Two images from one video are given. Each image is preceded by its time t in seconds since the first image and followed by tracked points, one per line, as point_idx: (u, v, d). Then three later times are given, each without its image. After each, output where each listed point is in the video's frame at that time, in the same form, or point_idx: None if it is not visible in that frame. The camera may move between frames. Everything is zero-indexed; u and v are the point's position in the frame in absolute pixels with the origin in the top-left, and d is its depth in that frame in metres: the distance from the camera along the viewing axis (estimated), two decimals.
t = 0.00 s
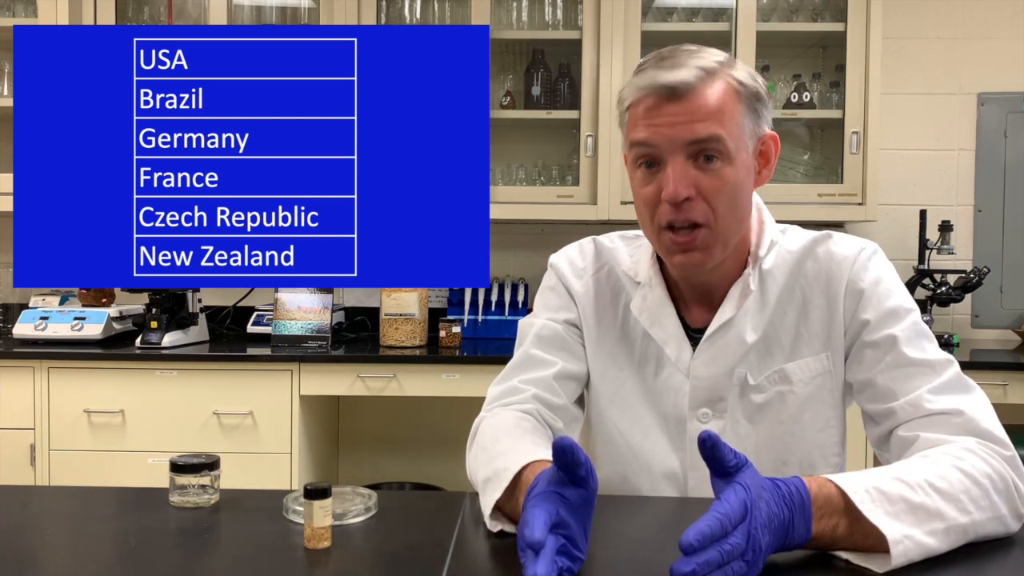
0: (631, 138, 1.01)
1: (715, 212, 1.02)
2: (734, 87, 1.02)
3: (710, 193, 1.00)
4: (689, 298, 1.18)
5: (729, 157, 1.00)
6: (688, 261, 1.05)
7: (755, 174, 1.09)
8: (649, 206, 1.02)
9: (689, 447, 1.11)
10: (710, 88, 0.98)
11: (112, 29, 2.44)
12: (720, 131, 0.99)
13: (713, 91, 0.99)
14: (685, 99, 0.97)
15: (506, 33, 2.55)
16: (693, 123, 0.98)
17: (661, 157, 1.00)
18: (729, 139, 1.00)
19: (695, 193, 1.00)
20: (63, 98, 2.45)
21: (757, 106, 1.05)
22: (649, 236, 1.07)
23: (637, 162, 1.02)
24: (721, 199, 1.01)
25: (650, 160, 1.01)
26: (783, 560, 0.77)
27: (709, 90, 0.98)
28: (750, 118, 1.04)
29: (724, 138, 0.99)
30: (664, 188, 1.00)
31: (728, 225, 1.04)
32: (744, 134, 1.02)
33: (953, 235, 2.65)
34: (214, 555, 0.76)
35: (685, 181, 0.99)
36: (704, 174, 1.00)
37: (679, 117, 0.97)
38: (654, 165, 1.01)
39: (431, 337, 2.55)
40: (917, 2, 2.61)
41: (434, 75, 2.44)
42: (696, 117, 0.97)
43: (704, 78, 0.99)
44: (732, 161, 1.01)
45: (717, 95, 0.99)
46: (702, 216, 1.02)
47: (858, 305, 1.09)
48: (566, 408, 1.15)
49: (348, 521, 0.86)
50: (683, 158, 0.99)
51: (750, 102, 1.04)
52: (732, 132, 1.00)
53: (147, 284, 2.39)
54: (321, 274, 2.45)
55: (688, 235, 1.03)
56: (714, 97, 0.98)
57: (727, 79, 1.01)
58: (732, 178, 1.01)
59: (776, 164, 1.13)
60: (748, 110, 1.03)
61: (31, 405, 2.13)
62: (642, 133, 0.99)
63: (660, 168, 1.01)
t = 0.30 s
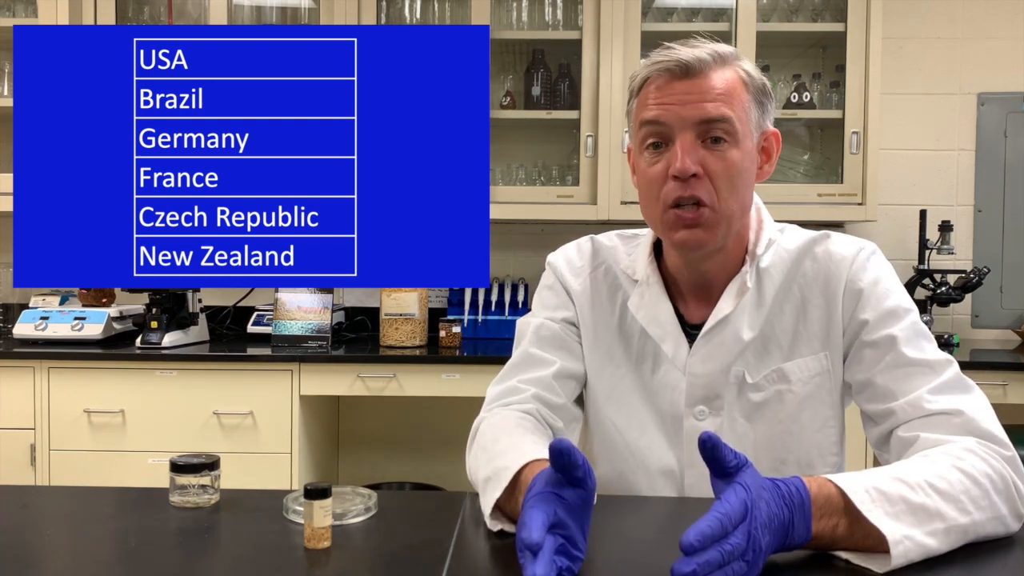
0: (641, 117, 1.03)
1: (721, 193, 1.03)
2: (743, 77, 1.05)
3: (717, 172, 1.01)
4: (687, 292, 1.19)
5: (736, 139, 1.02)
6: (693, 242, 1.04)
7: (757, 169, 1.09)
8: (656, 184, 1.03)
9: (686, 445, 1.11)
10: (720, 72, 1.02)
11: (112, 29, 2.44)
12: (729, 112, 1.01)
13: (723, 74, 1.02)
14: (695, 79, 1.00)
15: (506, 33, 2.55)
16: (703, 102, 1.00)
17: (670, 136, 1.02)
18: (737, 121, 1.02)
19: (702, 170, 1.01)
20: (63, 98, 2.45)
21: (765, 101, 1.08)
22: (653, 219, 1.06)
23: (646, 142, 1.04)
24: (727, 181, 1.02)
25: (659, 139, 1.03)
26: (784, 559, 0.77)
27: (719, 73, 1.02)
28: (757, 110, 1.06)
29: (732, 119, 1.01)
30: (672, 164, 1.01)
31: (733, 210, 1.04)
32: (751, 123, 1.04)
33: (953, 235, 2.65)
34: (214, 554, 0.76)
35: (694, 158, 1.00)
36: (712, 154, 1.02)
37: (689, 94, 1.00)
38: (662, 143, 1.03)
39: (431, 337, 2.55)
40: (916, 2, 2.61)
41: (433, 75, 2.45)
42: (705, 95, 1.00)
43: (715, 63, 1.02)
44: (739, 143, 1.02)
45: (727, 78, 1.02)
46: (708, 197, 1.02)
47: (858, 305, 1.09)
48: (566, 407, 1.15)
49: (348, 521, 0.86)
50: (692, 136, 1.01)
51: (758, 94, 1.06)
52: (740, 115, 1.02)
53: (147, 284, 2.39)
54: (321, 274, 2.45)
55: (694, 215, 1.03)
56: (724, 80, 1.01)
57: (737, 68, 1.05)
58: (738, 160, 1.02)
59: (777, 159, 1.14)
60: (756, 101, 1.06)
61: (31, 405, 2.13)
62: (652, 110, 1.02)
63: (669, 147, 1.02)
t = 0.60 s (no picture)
0: (633, 131, 1.02)
1: (719, 203, 1.03)
2: (734, 78, 1.03)
3: (714, 183, 1.01)
4: (687, 292, 1.18)
5: (731, 147, 1.01)
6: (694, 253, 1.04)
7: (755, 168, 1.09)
8: (653, 198, 1.03)
9: (687, 445, 1.11)
10: (710, 78, 1.00)
11: (112, 29, 2.44)
12: (722, 121, 1.00)
13: (714, 82, 1.00)
14: (687, 89, 0.98)
15: (506, 33, 2.55)
16: (696, 113, 0.99)
17: (664, 148, 1.01)
18: (731, 129, 1.01)
19: (699, 182, 1.00)
20: (63, 97, 2.45)
21: (758, 98, 1.06)
22: (654, 230, 1.06)
23: (640, 156, 1.03)
24: (724, 190, 1.02)
25: (653, 152, 1.01)
26: (784, 559, 0.77)
27: (709, 80, 1.00)
28: (750, 110, 1.05)
29: (726, 128, 1.00)
30: (669, 178, 1.00)
31: (733, 214, 1.05)
32: (745, 126, 1.03)
33: (953, 235, 2.65)
34: (214, 554, 0.76)
35: (689, 171, 1.00)
36: (707, 164, 1.01)
37: (681, 107, 0.98)
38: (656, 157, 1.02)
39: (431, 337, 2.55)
40: (916, 2, 2.61)
41: (433, 75, 2.44)
42: (697, 106, 0.99)
43: (704, 69, 1.00)
44: (734, 150, 1.01)
45: (718, 85, 1.00)
46: (706, 208, 1.02)
47: (859, 305, 1.09)
48: (567, 407, 1.15)
49: (348, 521, 0.86)
50: (686, 149, 1.00)
51: (751, 93, 1.05)
52: (734, 122, 1.01)
53: (147, 284, 2.39)
54: (321, 274, 2.45)
55: (694, 228, 1.03)
56: (714, 87, 0.99)
57: (727, 70, 1.02)
58: (734, 168, 1.02)
59: (775, 157, 1.13)
60: (749, 102, 1.04)
61: (31, 405, 2.13)
62: (644, 124, 1.00)
63: (664, 159, 1.01)
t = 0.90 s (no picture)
0: (622, 171, 1.00)
1: (714, 233, 1.03)
2: (720, 103, 1.00)
3: (707, 219, 1.01)
4: (689, 297, 1.17)
5: (723, 179, 1.00)
6: (692, 281, 1.06)
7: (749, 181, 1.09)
8: (648, 234, 1.03)
9: (687, 447, 1.11)
10: (697, 112, 0.97)
11: (112, 29, 2.44)
12: (712, 157, 0.98)
13: (700, 115, 0.97)
14: (674, 130, 0.96)
15: (505, 33, 2.55)
16: (685, 154, 0.97)
17: (654, 188, 1.00)
18: (721, 162, 0.99)
19: (692, 220, 1.00)
20: (63, 98, 2.44)
21: (746, 115, 1.04)
22: (652, 258, 1.08)
23: (632, 193, 1.02)
24: (718, 222, 1.02)
25: (645, 192, 1.01)
26: (784, 559, 0.77)
27: (696, 115, 0.97)
28: (739, 131, 1.03)
29: (717, 163, 0.99)
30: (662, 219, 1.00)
31: (729, 239, 1.05)
32: (736, 150, 1.02)
33: (953, 235, 2.65)
34: (214, 554, 0.76)
35: (682, 210, 0.99)
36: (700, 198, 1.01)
37: (668, 151, 0.97)
38: (648, 195, 1.01)
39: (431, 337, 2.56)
40: (916, 2, 2.61)
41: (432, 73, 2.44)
42: (685, 148, 0.97)
43: (690, 104, 0.97)
44: (727, 181, 1.01)
45: (705, 118, 0.98)
46: (702, 241, 1.03)
47: (859, 306, 1.09)
48: (568, 408, 1.15)
49: (348, 521, 0.86)
50: (678, 188, 0.99)
51: (739, 113, 1.02)
52: (724, 154, 0.99)
53: (147, 284, 2.39)
54: (321, 274, 2.45)
55: (690, 260, 1.04)
56: (702, 124, 0.97)
57: (712, 96, 1.00)
58: (727, 199, 1.01)
59: (768, 168, 1.13)
60: (737, 123, 1.02)
61: (31, 405, 2.13)
62: (632, 169, 0.99)
63: (655, 197, 1.01)
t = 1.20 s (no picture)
0: (619, 152, 1.00)
1: (707, 221, 1.02)
2: (721, 93, 1.01)
3: (701, 205, 1.00)
4: (687, 297, 1.17)
5: (718, 166, 1.00)
6: (684, 270, 1.05)
7: (748, 178, 1.08)
8: (641, 219, 1.02)
9: (687, 447, 1.11)
10: (696, 96, 0.98)
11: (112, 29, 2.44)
12: (708, 142, 0.98)
13: (699, 100, 0.98)
14: (671, 111, 0.96)
15: (506, 33, 2.55)
16: (681, 136, 0.97)
17: (649, 171, 1.00)
18: (717, 149, 0.99)
19: (685, 205, 1.00)
20: (63, 97, 2.45)
21: (746, 109, 1.05)
22: (644, 246, 1.06)
23: (627, 176, 1.02)
24: (712, 210, 1.01)
25: (639, 174, 1.00)
26: (783, 559, 0.77)
27: (694, 99, 0.98)
28: (739, 124, 1.03)
29: (712, 149, 0.99)
30: (655, 201, 1.00)
31: (722, 231, 1.04)
32: (734, 141, 1.02)
33: (953, 235, 2.65)
34: (214, 554, 0.76)
35: (676, 194, 0.99)
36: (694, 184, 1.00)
37: (666, 131, 0.97)
38: (643, 178, 1.00)
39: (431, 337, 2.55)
40: (916, 2, 2.61)
41: (432, 73, 2.45)
42: (681, 130, 0.97)
43: (689, 87, 0.98)
44: (722, 169, 1.00)
45: (704, 103, 0.98)
46: (694, 227, 1.02)
47: (859, 306, 1.09)
48: (567, 408, 1.15)
49: (348, 521, 0.86)
50: (672, 170, 0.99)
51: (739, 106, 1.03)
52: (721, 141, 0.99)
53: (147, 284, 2.40)
54: (321, 274, 2.46)
55: (682, 246, 1.03)
56: (700, 109, 0.98)
57: (714, 85, 1.00)
58: (721, 187, 1.01)
59: (769, 167, 1.13)
60: (737, 115, 1.02)
61: (31, 405, 2.13)
62: (629, 149, 0.99)
63: (650, 180, 1.00)
